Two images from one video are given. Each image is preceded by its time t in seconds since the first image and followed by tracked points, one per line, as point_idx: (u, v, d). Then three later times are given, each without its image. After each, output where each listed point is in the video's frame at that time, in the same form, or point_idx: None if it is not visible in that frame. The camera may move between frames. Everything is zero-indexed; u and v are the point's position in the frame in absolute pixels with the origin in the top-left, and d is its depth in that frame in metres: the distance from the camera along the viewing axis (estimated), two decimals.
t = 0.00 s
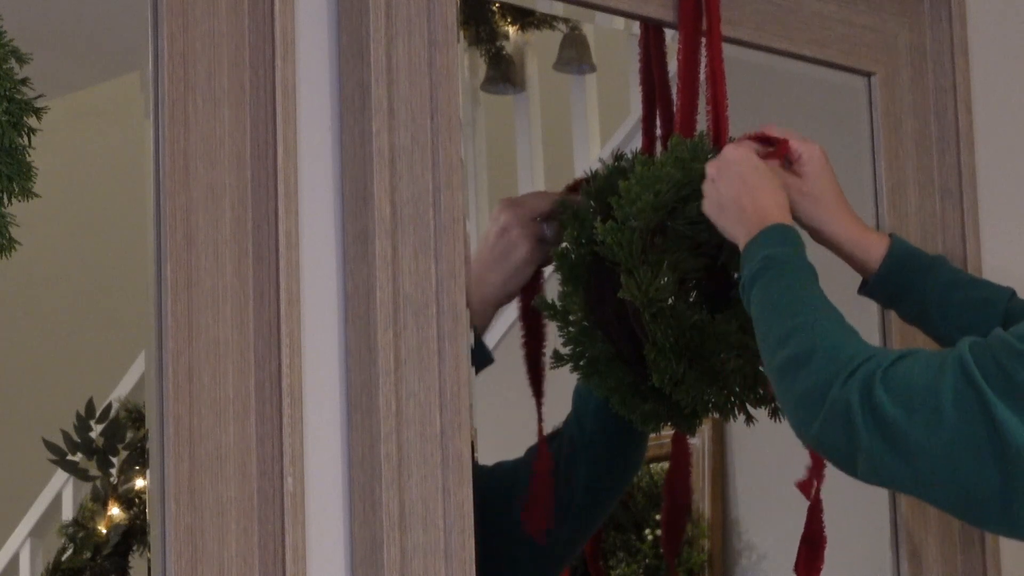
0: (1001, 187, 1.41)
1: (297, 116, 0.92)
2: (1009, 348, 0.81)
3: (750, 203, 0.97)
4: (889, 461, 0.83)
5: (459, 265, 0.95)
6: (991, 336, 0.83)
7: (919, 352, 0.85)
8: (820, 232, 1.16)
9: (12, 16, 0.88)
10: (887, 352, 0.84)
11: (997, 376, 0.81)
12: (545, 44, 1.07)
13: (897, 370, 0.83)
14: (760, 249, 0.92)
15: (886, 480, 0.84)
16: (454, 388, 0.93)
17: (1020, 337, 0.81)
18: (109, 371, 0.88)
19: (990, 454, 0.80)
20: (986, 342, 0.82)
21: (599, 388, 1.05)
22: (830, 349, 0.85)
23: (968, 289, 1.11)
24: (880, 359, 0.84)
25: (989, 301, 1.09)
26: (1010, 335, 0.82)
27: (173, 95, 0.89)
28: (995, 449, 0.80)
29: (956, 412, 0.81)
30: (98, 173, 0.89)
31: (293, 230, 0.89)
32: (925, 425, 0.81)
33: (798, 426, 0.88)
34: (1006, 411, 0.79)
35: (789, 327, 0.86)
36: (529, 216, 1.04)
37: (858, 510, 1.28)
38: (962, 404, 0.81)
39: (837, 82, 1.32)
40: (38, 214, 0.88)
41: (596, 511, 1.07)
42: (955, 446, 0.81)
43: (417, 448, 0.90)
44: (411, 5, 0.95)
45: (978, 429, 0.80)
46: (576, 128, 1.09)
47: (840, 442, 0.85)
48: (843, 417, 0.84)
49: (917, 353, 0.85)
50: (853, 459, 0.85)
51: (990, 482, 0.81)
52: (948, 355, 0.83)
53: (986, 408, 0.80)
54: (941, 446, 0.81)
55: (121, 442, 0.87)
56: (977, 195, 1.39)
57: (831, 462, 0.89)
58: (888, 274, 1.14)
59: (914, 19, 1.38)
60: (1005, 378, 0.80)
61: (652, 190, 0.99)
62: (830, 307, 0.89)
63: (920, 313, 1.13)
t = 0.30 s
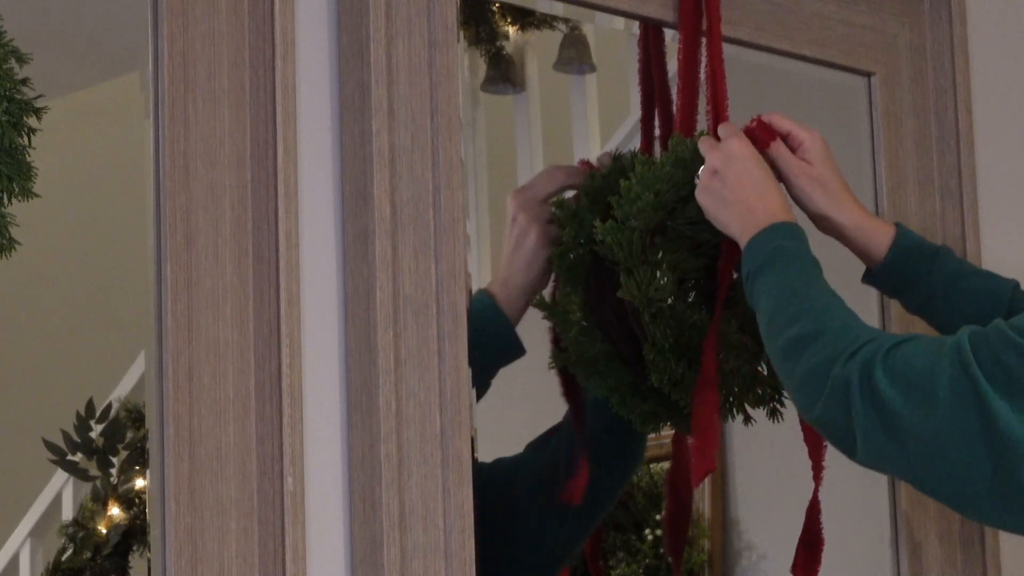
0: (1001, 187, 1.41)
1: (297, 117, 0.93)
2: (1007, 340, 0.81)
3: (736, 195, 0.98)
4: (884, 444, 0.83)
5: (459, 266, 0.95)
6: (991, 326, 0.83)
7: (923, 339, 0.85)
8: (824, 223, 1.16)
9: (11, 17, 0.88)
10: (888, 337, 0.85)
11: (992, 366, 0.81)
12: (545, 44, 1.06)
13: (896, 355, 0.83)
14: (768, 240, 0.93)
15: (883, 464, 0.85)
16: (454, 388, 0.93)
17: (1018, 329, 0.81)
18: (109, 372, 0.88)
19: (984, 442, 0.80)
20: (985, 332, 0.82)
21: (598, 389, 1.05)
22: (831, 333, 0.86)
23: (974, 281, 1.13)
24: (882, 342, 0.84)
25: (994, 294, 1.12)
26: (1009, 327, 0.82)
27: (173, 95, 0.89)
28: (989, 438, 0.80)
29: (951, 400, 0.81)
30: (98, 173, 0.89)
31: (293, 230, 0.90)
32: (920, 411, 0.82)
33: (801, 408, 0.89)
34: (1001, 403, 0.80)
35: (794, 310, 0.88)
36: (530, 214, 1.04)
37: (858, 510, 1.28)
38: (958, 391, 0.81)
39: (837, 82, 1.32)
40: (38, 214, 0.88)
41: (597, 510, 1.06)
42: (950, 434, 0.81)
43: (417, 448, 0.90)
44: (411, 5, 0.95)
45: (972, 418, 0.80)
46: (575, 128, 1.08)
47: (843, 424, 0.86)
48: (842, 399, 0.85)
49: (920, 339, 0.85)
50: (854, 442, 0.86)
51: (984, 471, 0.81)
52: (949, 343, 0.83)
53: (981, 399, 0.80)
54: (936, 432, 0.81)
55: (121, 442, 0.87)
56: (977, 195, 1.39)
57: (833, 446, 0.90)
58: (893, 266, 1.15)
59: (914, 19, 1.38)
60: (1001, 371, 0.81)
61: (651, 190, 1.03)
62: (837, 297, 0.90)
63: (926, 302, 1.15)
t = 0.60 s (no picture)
0: (1001, 187, 1.41)
1: (297, 117, 0.93)
2: (1006, 339, 0.80)
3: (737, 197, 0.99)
4: (883, 441, 0.84)
5: (459, 266, 0.95)
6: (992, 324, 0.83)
7: (925, 337, 0.85)
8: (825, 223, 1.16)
9: (11, 16, 0.88)
10: (889, 333, 0.85)
11: (991, 365, 0.80)
12: (545, 44, 1.06)
13: (896, 351, 0.84)
14: (773, 239, 0.94)
15: (882, 460, 0.85)
16: (454, 388, 0.93)
17: (1018, 329, 0.80)
18: (108, 372, 0.87)
19: (981, 441, 0.80)
20: (985, 330, 0.82)
21: (599, 389, 1.05)
22: (834, 328, 0.87)
23: (975, 279, 1.13)
24: (883, 339, 0.85)
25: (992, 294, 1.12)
26: (1009, 326, 0.81)
27: (173, 95, 0.89)
28: (987, 437, 0.80)
29: (949, 398, 0.81)
30: (98, 173, 0.89)
31: (293, 230, 0.90)
32: (919, 409, 0.82)
33: (803, 404, 0.90)
34: (1000, 401, 0.79)
35: (798, 306, 0.89)
36: (531, 213, 1.03)
37: (858, 510, 1.28)
38: (956, 389, 0.81)
39: (838, 82, 1.32)
40: (38, 214, 0.88)
41: (596, 510, 1.06)
42: (947, 432, 0.81)
43: (417, 448, 0.90)
44: (411, 5, 0.95)
45: (970, 417, 0.80)
46: (576, 127, 1.08)
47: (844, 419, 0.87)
48: (843, 393, 0.86)
49: (922, 337, 0.85)
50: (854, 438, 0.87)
51: (982, 471, 0.81)
52: (950, 341, 0.83)
53: (979, 398, 0.80)
54: (934, 430, 0.81)
55: (121, 442, 0.87)
56: (977, 195, 1.39)
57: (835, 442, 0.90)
58: (894, 263, 1.15)
59: (914, 18, 1.38)
60: (1001, 369, 0.80)
61: (646, 190, 1.06)
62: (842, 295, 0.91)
63: (926, 301, 1.15)
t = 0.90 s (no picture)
0: (1000, 187, 1.41)
1: (297, 117, 0.93)
2: (1001, 337, 0.80)
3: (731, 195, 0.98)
4: (880, 439, 0.84)
5: (459, 265, 0.95)
6: (987, 322, 0.82)
7: (917, 333, 0.85)
8: (839, 214, 1.16)
9: (11, 16, 0.88)
10: (881, 331, 0.86)
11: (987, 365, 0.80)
12: (545, 44, 1.06)
13: (890, 349, 0.84)
14: (748, 243, 0.94)
15: (877, 459, 0.85)
16: (454, 387, 0.93)
17: (1015, 327, 0.80)
18: (108, 372, 0.88)
19: (979, 442, 0.80)
20: (980, 328, 0.82)
21: (597, 388, 1.05)
22: (822, 327, 0.87)
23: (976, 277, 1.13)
24: (875, 336, 0.85)
25: (1003, 284, 1.12)
26: (1005, 324, 0.80)
27: (173, 95, 0.89)
28: (985, 438, 0.80)
29: (944, 397, 0.81)
30: (97, 173, 0.89)
31: (293, 230, 0.90)
32: (916, 407, 0.82)
33: (792, 404, 0.90)
34: (998, 401, 0.79)
35: (782, 308, 0.88)
36: (531, 214, 1.04)
37: (858, 510, 1.28)
38: (952, 389, 0.80)
39: (837, 82, 1.32)
40: (38, 214, 0.88)
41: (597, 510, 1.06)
42: (945, 432, 0.81)
43: (417, 448, 0.90)
44: (411, 5, 0.95)
45: (967, 417, 0.80)
46: (576, 127, 1.09)
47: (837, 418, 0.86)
48: (837, 393, 0.86)
49: (914, 333, 0.85)
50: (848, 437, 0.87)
51: (982, 470, 0.81)
52: (945, 338, 0.83)
53: (977, 399, 0.79)
54: (931, 430, 0.81)
55: (121, 442, 0.87)
56: (977, 195, 1.39)
57: (826, 441, 0.90)
58: (902, 255, 1.16)
59: (914, 19, 1.38)
60: (998, 367, 0.80)
61: (649, 189, 1.02)
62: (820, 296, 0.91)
63: (936, 291, 1.15)
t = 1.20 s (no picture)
0: (1001, 187, 1.41)
1: (297, 117, 0.93)
2: (1003, 331, 0.80)
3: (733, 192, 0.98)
4: (879, 429, 0.84)
5: (459, 265, 0.95)
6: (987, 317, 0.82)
7: (916, 322, 0.85)
8: (845, 206, 1.16)
9: (11, 16, 0.88)
10: (880, 318, 0.85)
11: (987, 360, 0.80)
12: (546, 44, 1.06)
13: (890, 335, 0.84)
14: (743, 233, 0.94)
15: (876, 448, 0.85)
16: (453, 387, 0.93)
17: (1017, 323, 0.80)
18: (108, 372, 0.88)
19: (978, 436, 0.80)
20: (982, 322, 0.82)
21: (597, 386, 1.05)
22: (819, 315, 0.87)
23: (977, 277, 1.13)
24: (873, 324, 0.85)
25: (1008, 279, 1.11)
26: (1007, 319, 0.80)
27: (173, 95, 0.89)
28: (985, 433, 0.80)
29: (943, 389, 0.81)
30: (97, 173, 0.89)
31: (293, 230, 0.90)
32: (916, 399, 0.82)
33: (790, 391, 0.90)
34: (994, 392, 0.79)
35: (782, 293, 0.88)
36: (531, 214, 1.04)
37: (858, 509, 1.28)
38: (952, 381, 0.80)
39: (837, 82, 1.32)
40: (38, 214, 0.88)
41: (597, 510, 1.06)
42: (944, 425, 0.81)
43: (417, 448, 0.90)
44: (411, 5, 0.95)
45: (967, 412, 0.80)
46: (576, 127, 1.09)
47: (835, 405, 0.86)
48: (835, 380, 0.86)
49: (913, 322, 0.85)
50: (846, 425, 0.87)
51: (982, 465, 0.81)
52: (945, 329, 0.83)
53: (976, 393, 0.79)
54: (930, 422, 0.81)
55: (121, 442, 0.87)
56: (977, 194, 1.39)
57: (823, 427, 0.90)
58: (904, 253, 1.16)
59: (914, 19, 1.38)
60: (999, 363, 0.80)
61: (656, 187, 1.02)
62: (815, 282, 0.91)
63: (941, 283, 1.15)
